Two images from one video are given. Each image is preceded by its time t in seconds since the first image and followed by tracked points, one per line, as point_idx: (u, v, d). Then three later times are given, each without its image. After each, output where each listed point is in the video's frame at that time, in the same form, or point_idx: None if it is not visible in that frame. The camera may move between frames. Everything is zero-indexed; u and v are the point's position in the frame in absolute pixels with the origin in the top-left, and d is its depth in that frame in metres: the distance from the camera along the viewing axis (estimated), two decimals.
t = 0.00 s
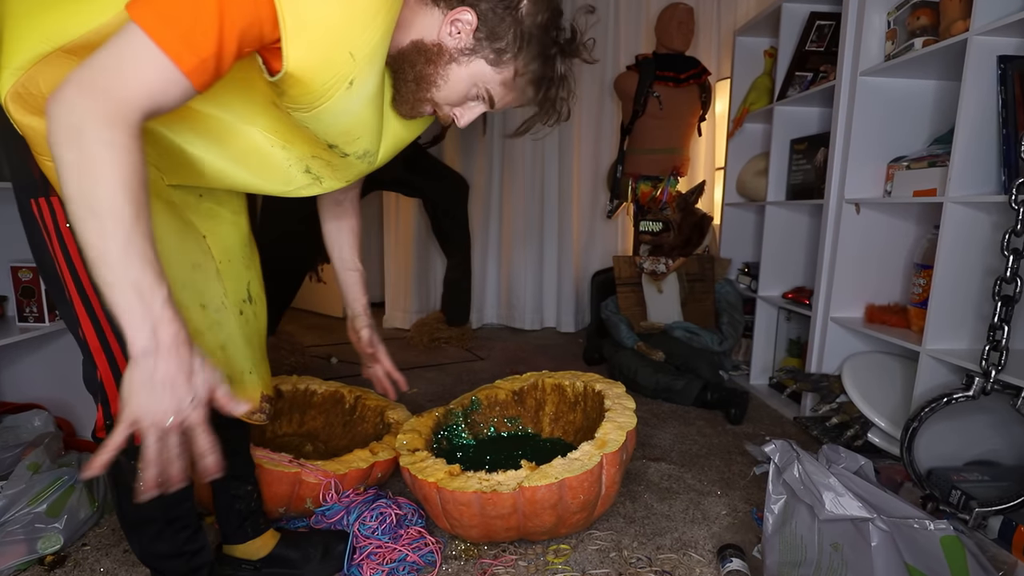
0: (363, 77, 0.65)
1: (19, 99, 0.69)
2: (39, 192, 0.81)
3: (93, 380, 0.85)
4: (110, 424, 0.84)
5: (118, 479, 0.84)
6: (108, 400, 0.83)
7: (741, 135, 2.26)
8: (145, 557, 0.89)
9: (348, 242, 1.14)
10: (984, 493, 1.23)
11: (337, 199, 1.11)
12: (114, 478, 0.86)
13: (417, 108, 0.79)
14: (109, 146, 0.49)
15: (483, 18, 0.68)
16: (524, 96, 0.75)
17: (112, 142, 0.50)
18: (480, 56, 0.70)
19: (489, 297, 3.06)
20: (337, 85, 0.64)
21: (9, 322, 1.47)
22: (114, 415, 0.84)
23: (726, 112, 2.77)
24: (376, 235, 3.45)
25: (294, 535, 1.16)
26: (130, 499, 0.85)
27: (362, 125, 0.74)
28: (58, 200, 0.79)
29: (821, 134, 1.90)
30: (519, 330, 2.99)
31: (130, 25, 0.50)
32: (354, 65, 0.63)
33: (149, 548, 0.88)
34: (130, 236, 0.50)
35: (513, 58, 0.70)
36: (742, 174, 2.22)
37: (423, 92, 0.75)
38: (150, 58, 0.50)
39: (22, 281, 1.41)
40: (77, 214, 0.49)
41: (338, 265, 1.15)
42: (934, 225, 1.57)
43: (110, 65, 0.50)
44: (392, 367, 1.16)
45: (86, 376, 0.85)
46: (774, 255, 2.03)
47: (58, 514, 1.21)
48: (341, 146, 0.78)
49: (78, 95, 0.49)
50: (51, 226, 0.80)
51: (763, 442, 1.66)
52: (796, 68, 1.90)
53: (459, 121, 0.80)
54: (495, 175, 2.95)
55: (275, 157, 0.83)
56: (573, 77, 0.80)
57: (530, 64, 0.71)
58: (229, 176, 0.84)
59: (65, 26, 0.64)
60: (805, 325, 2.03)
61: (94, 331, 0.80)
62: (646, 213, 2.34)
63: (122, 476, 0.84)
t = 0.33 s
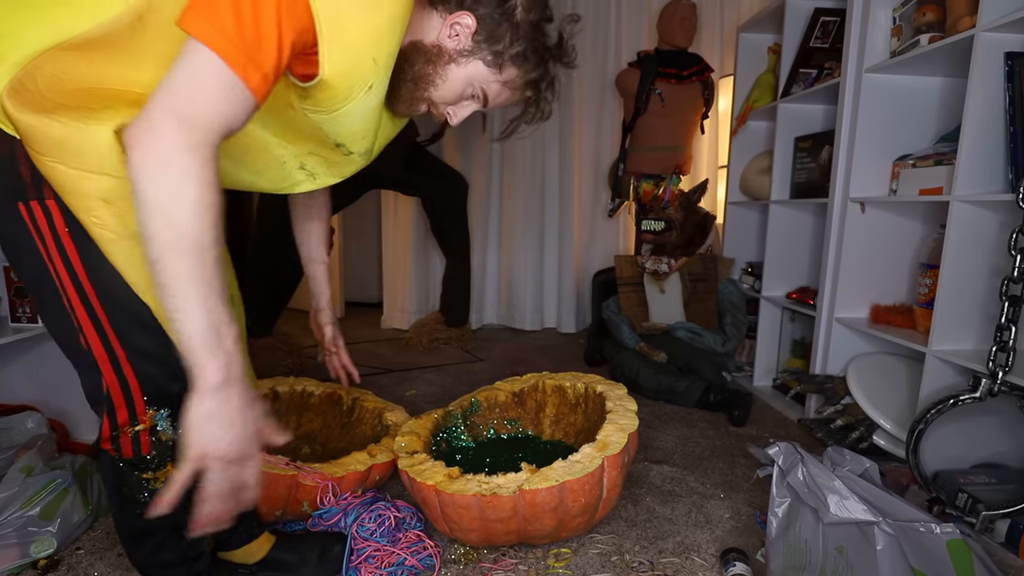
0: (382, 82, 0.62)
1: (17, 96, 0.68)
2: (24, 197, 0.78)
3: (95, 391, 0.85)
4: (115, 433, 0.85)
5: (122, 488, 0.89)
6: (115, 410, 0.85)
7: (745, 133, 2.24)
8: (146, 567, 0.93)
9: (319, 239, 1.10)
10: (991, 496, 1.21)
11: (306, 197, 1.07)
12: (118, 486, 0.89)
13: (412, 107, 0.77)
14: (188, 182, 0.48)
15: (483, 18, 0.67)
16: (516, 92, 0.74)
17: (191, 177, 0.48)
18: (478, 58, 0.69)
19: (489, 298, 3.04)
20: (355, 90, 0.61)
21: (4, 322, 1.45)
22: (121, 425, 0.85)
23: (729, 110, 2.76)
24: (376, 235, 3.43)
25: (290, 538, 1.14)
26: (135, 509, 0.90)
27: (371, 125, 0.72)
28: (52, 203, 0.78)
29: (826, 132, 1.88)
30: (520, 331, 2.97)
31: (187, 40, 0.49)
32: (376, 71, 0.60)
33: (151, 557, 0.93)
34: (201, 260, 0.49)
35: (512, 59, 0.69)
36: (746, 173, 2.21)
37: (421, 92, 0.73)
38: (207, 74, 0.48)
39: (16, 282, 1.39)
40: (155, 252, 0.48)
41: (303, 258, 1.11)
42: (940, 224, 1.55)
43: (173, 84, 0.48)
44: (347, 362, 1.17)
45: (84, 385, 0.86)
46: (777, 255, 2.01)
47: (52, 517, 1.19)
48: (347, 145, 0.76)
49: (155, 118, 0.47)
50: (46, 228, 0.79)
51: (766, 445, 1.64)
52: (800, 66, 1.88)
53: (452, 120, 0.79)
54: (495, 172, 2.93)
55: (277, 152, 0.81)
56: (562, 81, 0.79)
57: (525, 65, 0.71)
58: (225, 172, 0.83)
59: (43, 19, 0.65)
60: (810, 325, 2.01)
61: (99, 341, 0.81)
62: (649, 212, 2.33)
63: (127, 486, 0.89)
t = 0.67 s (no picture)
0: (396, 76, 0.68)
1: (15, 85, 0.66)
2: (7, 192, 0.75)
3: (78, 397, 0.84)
4: (100, 442, 0.84)
5: (109, 498, 0.88)
6: (99, 419, 0.84)
7: (748, 130, 2.22)
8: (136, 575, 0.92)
9: (302, 240, 1.08)
10: (999, 499, 1.19)
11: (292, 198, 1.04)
12: (105, 495, 0.88)
13: (409, 104, 0.76)
14: (257, 196, 0.60)
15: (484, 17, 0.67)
16: (515, 87, 0.74)
17: (254, 186, 0.60)
18: (480, 56, 0.69)
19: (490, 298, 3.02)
20: (374, 85, 0.67)
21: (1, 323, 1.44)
22: (106, 433, 0.84)
23: (732, 107, 2.74)
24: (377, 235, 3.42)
25: (286, 543, 1.12)
26: (124, 518, 0.89)
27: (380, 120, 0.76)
28: (43, 202, 0.76)
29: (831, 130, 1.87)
30: (520, 332, 2.95)
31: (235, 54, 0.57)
32: (395, 68, 0.66)
33: (141, 566, 0.91)
34: (269, 262, 0.63)
35: (512, 56, 0.70)
36: (750, 171, 2.19)
37: (421, 88, 0.73)
38: (262, 91, 0.57)
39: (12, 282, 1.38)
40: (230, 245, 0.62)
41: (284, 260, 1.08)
42: (948, 222, 1.53)
43: (230, 100, 0.57)
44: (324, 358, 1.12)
45: (65, 387, 0.84)
46: (780, 256, 2.00)
47: (45, 521, 1.17)
48: (355, 139, 0.77)
49: (223, 139, 0.57)
50: (35, 233, 0.77)
51: (769, 447, 1.62)
52: (805, 62, 1.87)
53: (448, 119, 0.78)
54: (495, 172, 2.91)
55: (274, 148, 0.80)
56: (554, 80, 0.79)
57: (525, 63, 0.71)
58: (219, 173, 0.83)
59: (35, 12, 0.67)
60: (815, 325, 1.99)
61: (85, 346, 0.80)
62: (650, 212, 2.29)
63: (116, 495, 0.88)
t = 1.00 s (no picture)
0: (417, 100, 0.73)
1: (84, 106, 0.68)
2: (72, 198, 0.82)
3: (134, 385, 0.90)
4: (154, 424, 0.90)
5: (158, 474, 0.93)
6: (152, 402, 0.88)
7: (723, 147, 2.38)
8: (181, 545, 0.98)
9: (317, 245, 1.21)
10: (946, 476, 1.33)
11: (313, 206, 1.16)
12: (154, 472, 0.93)
13: (430, 118, 0.83)
14: (241, 182, 0.56)
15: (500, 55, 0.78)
16: (526, 97, 0.83)
17: (243, 175, 0.56)
18: (493, 69, 0.78)
19: (489, 296, 3.17)
20: (397, 108, 0.71)
21: (47, 319, 1.59)
22: (159, 415, 0.89)
23: (708, 126, 2.92)
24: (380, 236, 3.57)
25: (311, 516, 1.26)
26: (170, 493, 0.94)
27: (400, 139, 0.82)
28: (106, 207, 0.80)
29: (797, 146, 2.02)
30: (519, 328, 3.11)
31: (244, 52, 0.55)
32: (415, 91, 0.70)
33: (186, 536, 0.97)
34: (238, 246, 0.58)
35: (520, 67, 0.79)
36: (724, 184, 2.34)
37: (440, 101, 0.80)
38: (265, 86, 0.55)
39: (59, 282, 1.53)
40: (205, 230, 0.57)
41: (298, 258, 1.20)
42: (901, 230, 1.68)
43: (234, 91, 0.55)
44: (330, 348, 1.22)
45: (123, 375, 0.90)
46: (754, 258, 2.15)
47: (94, 496, 1.31)
48: (379, 155, 0.85)
49: (219, 123, 0.54)
50: (95, 232, 0.81)
51: (743, 431, 1.77)
52: (773, 86, 2.02)
53: (465, 132, 0.85)
54: (494, 181, 3.05)
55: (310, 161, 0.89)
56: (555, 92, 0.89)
57: (531, 72, 0.81)
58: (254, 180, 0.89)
59: (95, 37, 0.68)
60: (783, 322, 2.14)
61: (140, 337, 0.84)
62: (635, 219, 2.45)
63: (164, 472, 0.93)
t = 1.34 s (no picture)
0: (414, 106, 0.72)
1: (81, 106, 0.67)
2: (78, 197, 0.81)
3: (131, 383, 0.91)
4: (150, 420, 0.91)
5: (155, 471, 0.93)
6: (149, 399, 0.90)
7: (723, 147, 2.38)
8: (181, 544, 0.97)
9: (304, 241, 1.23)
10: (946, 476, 1.33)
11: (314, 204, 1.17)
12: (152, 469, 0.93)
13: (440, 119, 0.83)
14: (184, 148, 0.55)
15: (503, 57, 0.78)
16: (536, 100, 0.83)
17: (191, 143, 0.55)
18: (502, 68, 0.78)
19: (489, 296, 3.17)
20: (391, 113, 0.71)
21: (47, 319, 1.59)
22: (155, 412, 0.90)
23: (708, 126, 2.92)
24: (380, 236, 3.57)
25: (311, 516, 1.26)
26: (167, 490, 0.93)
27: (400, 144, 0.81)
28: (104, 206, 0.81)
29: (797, 146, 2.02)
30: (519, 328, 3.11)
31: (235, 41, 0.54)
32: (410, 96, 0.69)
33: (184, 534, 0.96)
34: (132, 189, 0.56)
35: (530, 66, 0.79)
36: (724, 183, 2.34)
37: (449, 102, 0.80)
38: (245, 73, 0.53)
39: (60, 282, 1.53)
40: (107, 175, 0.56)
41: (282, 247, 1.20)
42: (901, 230, 1.68)
43: (215, 71, 0.53)
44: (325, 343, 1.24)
45: (122, 372, 0.92)
46: (754, 258, 2.15)
47: (94, 496, 1.31)
48: (379, 160, 0.84)
49: (196, 95, 0.53)
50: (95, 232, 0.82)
51: (743, 431, 1.77)
52: (773, 86, 2.02)
53: (475, 135, 0.85)
54: (494, 181, 3.05)
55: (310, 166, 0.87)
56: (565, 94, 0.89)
57: (540, 73, 0.81)
58: (251, 177, 0.88)
59: (98, 40, 0.68)
60: (783, 322, 2.14)
61: (138, 334, 0.85)
62: (635, 219, 2.45)
63: (161, 469, 0.93)
